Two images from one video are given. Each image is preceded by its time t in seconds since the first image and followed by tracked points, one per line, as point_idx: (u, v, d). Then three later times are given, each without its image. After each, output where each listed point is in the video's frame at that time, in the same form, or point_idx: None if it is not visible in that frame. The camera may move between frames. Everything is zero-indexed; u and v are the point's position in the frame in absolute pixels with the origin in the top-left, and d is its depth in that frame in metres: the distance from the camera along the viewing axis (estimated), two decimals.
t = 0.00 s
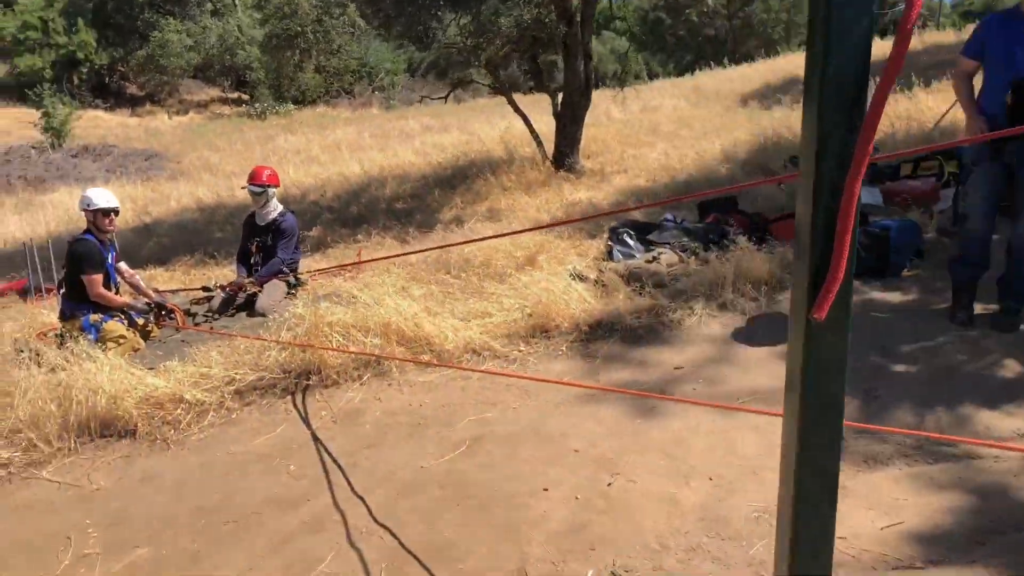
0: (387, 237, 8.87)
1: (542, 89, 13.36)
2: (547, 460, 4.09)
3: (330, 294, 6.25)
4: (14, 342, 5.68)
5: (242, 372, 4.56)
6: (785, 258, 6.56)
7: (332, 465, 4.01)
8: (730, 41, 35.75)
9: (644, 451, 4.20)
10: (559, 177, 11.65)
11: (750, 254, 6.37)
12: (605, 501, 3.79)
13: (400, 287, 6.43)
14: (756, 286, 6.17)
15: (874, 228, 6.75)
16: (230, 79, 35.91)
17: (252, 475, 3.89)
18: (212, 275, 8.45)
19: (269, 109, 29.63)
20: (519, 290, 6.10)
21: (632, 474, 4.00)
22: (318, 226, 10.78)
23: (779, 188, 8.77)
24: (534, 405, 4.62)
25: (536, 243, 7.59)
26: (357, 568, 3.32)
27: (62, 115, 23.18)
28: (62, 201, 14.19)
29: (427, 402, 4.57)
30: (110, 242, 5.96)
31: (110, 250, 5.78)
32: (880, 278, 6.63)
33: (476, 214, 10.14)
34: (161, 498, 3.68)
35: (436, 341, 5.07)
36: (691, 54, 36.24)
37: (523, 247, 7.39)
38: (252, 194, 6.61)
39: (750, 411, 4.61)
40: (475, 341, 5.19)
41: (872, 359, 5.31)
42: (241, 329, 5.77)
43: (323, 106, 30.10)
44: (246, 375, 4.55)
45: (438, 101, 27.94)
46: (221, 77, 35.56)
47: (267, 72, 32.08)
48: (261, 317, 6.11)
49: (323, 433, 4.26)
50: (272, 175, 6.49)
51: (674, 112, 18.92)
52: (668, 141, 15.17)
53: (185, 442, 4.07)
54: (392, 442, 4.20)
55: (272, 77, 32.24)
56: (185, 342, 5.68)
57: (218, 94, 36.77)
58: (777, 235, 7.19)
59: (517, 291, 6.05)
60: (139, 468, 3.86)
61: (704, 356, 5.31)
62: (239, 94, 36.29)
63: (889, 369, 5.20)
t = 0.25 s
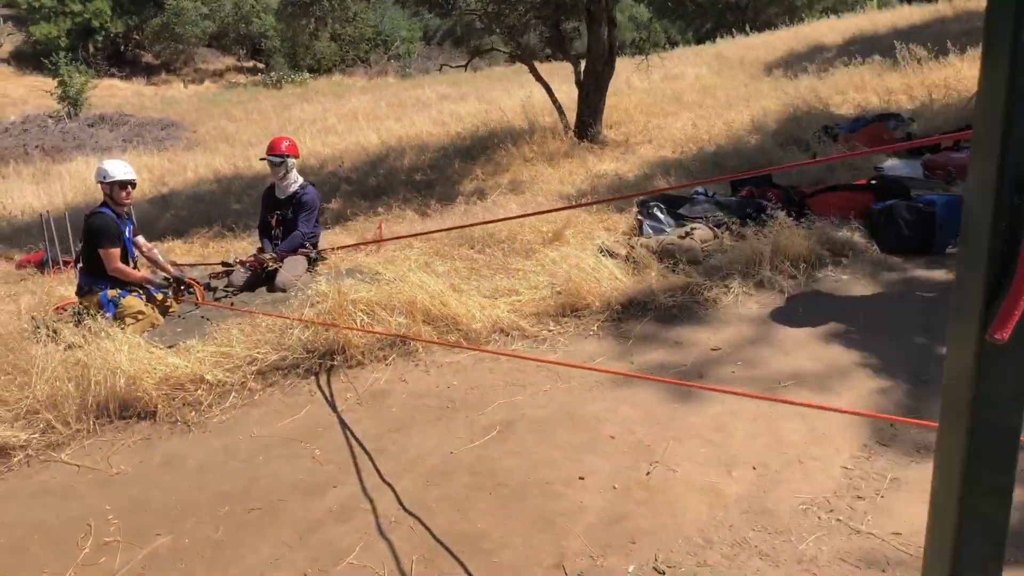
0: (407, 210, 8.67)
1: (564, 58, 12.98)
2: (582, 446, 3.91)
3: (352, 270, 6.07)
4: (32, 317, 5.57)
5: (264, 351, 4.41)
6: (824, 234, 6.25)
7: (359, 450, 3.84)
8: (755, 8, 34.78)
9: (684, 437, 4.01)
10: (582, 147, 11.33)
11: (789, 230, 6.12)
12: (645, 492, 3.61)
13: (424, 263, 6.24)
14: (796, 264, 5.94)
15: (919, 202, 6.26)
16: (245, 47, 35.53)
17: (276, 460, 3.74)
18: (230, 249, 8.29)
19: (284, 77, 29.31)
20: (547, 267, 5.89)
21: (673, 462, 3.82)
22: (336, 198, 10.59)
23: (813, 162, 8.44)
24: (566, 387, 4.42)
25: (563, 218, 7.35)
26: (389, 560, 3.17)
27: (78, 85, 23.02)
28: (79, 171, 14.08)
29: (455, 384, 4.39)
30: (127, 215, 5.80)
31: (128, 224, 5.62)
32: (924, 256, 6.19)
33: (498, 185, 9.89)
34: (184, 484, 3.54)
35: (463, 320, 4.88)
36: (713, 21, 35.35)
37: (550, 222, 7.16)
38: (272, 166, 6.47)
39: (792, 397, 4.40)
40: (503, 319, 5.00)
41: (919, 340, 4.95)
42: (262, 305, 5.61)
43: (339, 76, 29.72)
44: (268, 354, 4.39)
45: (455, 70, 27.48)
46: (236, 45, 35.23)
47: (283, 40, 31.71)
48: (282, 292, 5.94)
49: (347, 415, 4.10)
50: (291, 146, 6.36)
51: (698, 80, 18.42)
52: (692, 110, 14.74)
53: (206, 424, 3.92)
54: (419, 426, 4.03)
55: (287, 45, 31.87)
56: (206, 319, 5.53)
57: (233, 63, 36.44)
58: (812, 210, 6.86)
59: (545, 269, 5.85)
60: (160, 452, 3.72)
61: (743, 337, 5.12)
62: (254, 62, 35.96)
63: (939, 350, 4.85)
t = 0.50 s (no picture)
0: (421, 191, 8.46)
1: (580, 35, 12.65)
2: (612, 442, 3.73)
3: (367, 255, 5.89)
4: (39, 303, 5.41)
5: (278, 340, 4.23)
6: (857, 218, 6.02)
7: (377, 445, 3.66)
8: None
9: (719, 434, 3.84)
10: (600, 126, 11.04)
11: (822, 214, 5.90)
12: (680, 493, 3.44)
13: (441, 250, 6.05)
14: (829, 250, 5.74)
15: (957, 183, 5.99)
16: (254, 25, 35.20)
17: (292, 455, 3.55)
18: (242, 232, 8.12)
19: (294, 56, 29.01)
20: (569, 253, 5.69)
21: (708, 461, 3.65)
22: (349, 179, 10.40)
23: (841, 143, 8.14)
24: (592, 379, 4.24)
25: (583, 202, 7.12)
26: (412, 563, 3.01)
27: (87, 64, 22.82)
28: (89, 151, 13.92)
29: (476, 375, 4.20)
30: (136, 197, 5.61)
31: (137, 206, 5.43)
32: (962, 240, 5.91)
33: (514, 166, 9.64)
34: (196, 479, 3.36)
35: (483, 308, 4.68)
36: None
37: (570, 206, 6.94)
38: (283, 147, 6.30)
39: (829, 391, 4.20)
40: (526, 307, 4.81)
41: (960, 330, 4.71)
42: (274, 292, 5.43)
43: (349, 54, 29.39)
44: (283, 344, 4.21)
45: (466, 48, 27.09)
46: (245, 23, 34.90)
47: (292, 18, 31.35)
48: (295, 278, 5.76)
49: (364, 407, 3.91)
50: (303, 126, 6.21)
51: (715, 58, 18.02)
52: (711, 89, 14.37)
53: (219, 418, 3.75)
54: (440, 419, 3.84)
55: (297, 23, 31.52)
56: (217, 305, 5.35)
57: (242, 41, 36.14)
58: (843, 193, 6.63)
59: (567, 255, 5.66)
60: (172, 446, 3.55)
61: (775, 326, 4.91)
62: (263, 41, 35.64)
63: (983, 340, 4.61)
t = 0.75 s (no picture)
0: (438, 182, 8.25)
1: (600, 21, 12.32)
2: (647, 454, 3.52)
3: (386, 249, 5.69)
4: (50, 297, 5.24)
5: (294, 340, 4.03)
6: (897, 213, 5.75)
7: (400, 454, 3.45)
8: None
9: (760, 446, 3.63)
10: (620, 114, 10.74)
11: (860, 209, 5.66)
12: (722, 510, 3.23)
13: (461, 244, 5.83)
14: (867, 246, 5.48)
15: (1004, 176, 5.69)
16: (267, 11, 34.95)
17: (310, 464, 3.35)
18: (256, 223, 7.93)
19: (307, 42, 28.76)
20: (595, 248, 5.47)
21: (750, 475, 3.44)
22: (364, 168, 10.19)
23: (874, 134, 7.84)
24: (624, 385, 4.03)
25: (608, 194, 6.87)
26: None
27: (100, 49, 22.68)
28: (101, 138, 13.78)
29: (501, 379, 3.99)
30: (148, 188, 5.43)
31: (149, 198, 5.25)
32: (1009, 236, 5.62)
33: (533, 155, 9.39)
34: (210, 489, 3.17)
35: (507, 306, 4.46)
36: None
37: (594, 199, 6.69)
38: (298, 136, 6.14)
39: (876, 399, 3.96)
40: (551, 305, 4.58)
41: (1013, 332, 4.44)
42: (288, 288, 5.23)
43: (362, 40, 29.11)
44: (299, 344, 4.01)
45: (480, 35, 26.74)
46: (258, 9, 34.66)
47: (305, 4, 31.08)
48: (311, 273, 5.61)
49: (384, 412, 3.70)
50: (318, 114, 6.06)
51: (736, 45, 17.62)
52: (733, 75, 14.01)
53: (233, 422, 3.55)
54: (464, 426, 3.63)
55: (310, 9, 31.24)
56: (232, 301, 5.15)
57: (255, 27, 35.91)
58: (880, 186, 6.34)
59: (593, 251, 5.44)
60: (184, 453, 3.35)
61: (814, 328, 4.68)
62: (276, 27, 35.39)
63: None
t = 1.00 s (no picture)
0: (459, 175, 8.10)
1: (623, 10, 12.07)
2: (682, 466, 3.36)
3: (406, 245, 5.55)
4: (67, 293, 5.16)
5: (314, 341, 3.91)
6: (939, 211, 5.51)
7: (423, 461, 3.29)
8: None
9: (800, 459, 3.46)
10: (644, 105, 10.52)
11: (900, 207, 5.43)
12: (762, 527, 3.07)
13: (483, 241, 5.68)
14: (908, 245, 5.25)
15: None
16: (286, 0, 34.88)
17: (330, 471, 3.21)
18: (274, 216, 7.82)
19: (325, 32, 28.65)
20: (622, 246, 5.30)
21: (792, 490, 3.27)
22: (383, 160, 10.07)
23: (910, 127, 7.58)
24: (655, 391, 3.86)
25: (634, 189, 6.68)
26: None
27: (121, 39, 22.70)
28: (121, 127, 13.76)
29: (527, 383, 3.83)
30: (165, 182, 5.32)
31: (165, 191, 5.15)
32: None
33: (555, 147, 9.21)
34: (226, 497, 3.03)
35: (532, 306, 4.31)
36: None
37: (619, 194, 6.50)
38: (317, 129, 6.01)
39: (922, 408, 3.76)
40: (578, 306, 4.43)
41: None
42: (307, 286, 5.09)
43: (381, 29, 28.95)
44: (319, 346, 3.89)
45: (499, 24, 26.49)
46: None
47: None
48: (330, 268, 5.48)
49: (406, 417, 3.56)
50: (338, 107, 5.92)
51: (761, 34, 17.25)
52: (758, 66, 13.68)
53: (251, 427, 3.43)
54: (489, 433, 3.48)
55: None
56: (250, 298, 5.05)
57: (274, 17, 35.86)
58: (919, 182, 6.10)
59: (620, 249, 5.28)
60: (200, 458, 3.23)
61: (853, 331, 4.48)
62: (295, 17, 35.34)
63: None
